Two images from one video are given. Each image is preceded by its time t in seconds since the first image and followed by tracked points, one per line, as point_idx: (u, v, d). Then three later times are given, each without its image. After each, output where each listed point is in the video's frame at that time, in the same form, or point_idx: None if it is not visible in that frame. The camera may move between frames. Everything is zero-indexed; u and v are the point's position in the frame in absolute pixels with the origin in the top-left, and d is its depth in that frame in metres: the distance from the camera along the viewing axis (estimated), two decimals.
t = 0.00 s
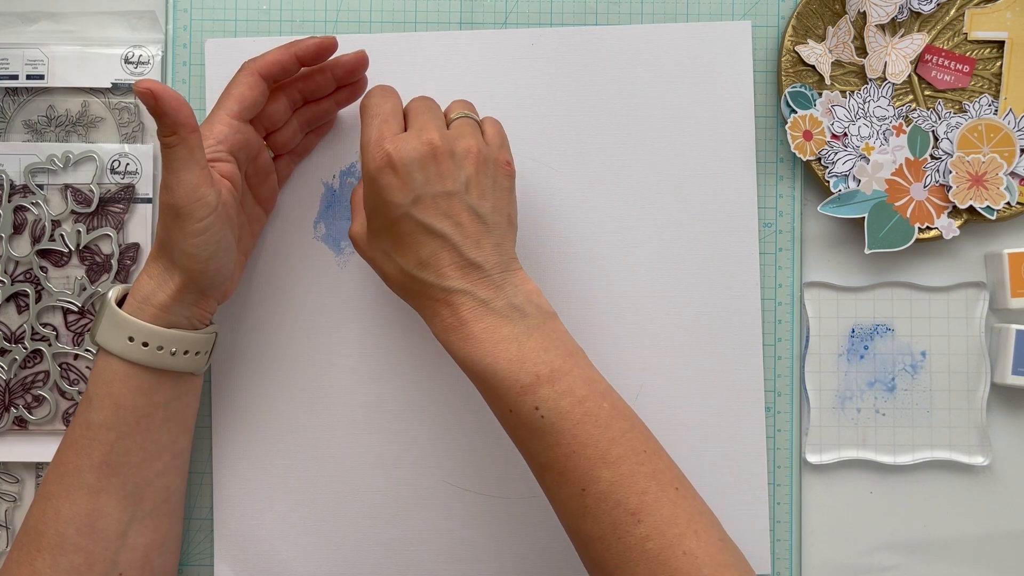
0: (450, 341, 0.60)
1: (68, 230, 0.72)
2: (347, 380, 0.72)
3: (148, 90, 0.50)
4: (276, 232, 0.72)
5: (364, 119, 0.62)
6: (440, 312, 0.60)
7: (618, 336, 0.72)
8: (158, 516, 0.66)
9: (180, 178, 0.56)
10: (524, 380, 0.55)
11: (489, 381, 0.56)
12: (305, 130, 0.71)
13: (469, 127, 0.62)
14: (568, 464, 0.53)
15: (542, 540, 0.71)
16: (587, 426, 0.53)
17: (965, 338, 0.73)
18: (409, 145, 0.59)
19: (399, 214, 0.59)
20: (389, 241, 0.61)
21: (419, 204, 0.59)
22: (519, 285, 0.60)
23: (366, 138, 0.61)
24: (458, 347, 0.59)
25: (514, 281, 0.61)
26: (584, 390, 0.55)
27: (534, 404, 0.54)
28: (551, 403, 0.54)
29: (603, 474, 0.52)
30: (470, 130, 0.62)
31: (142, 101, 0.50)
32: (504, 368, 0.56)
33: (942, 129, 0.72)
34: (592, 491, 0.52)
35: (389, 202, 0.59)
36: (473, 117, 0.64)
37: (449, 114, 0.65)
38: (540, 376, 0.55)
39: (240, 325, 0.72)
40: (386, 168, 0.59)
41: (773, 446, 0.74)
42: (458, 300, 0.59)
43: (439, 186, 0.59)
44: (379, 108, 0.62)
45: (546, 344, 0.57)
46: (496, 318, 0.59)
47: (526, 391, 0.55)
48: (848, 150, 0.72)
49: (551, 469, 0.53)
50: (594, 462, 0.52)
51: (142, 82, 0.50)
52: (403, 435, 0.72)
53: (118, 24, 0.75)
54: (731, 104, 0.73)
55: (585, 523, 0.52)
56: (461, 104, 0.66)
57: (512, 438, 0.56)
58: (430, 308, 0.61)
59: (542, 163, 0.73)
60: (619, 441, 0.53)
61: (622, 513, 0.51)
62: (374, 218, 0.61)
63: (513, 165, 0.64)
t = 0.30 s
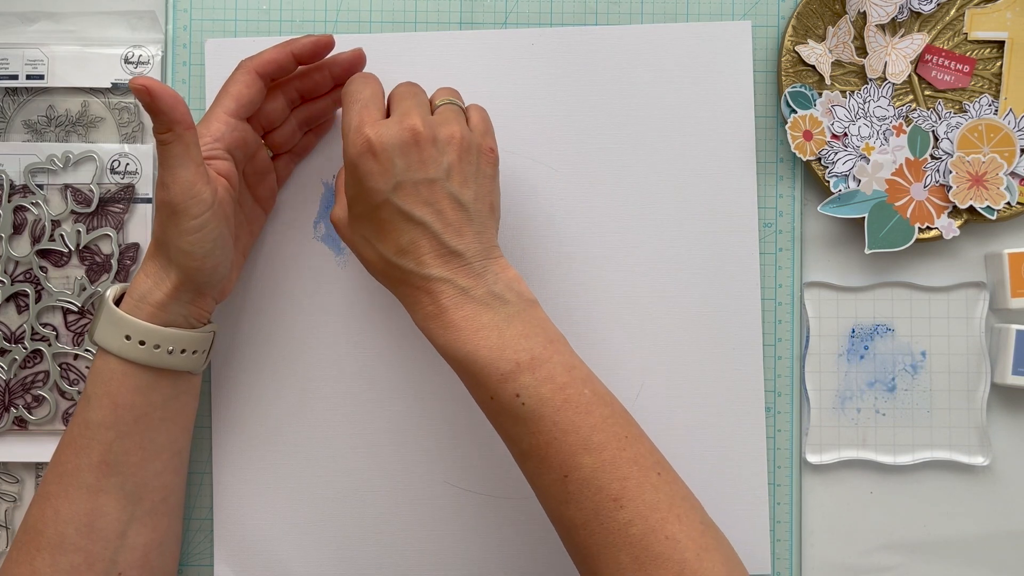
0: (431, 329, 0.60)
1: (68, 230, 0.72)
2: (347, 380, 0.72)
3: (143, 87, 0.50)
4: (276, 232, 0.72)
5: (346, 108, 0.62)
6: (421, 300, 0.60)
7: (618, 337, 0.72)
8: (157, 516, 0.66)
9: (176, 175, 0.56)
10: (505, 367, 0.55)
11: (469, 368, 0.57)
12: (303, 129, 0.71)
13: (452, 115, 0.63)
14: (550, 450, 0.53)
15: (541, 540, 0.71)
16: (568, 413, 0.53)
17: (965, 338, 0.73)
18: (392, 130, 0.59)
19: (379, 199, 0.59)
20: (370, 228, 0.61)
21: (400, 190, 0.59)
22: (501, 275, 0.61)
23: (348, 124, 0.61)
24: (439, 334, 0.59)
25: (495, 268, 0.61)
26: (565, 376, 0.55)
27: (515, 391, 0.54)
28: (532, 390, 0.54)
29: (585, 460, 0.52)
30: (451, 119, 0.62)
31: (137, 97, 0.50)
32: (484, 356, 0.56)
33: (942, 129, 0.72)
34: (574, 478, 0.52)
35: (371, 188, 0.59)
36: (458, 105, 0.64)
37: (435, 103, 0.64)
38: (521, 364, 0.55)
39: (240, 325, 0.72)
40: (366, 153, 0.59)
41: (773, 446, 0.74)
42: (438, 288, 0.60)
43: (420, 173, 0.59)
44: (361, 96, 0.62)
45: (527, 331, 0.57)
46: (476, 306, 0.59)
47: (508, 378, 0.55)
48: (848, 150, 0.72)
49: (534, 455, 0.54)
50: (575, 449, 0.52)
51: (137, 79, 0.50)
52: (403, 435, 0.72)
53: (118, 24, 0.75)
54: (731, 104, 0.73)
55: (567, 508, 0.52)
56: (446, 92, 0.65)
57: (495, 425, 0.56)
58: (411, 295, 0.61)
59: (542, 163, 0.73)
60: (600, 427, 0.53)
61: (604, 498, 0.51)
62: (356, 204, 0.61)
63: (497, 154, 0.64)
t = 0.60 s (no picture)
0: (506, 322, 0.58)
1: (67, 230, 0.72)
2: (347, 380, 0.72)
3: (144, 86, 0.50)
4: (276, 232, 0.72)
5: (415, 94, 0.59)
6: (496, 292, 0.58)
7: (618, 337, 0.72)
8: (157, 516, 0.66)
9: (177, 174, 0.56)
10: (580, 373, 0.55)
11: (546, 369, 0.55)
12: (304, 129, 0.71)
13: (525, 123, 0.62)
14: (617, 464, 0.52)
15: (541, 540, 0.71)
16: (634, 429, 0.53)
17: (965, 339, 0.73)
18: (489, 125, 0.58)
19: (467, 188, 0.57)
20: (446, 215, 0.58)
21: (489, 181, 0.57)
22: (567, 283, 0.61)
23: (424, 108, 0.58)
24: (516, 330, 0.57)
25: (560, 275, 0.61)
26: (630, 393, 0.55)
27: (590, 400, 0.54)
28: (604, 402, 0.54)
29: (650, 477, 0.52)
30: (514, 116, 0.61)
31: (137, 96, 0.50)
32: (562, 359, 0.55)
33: (942, 129, 0.72)
34: (637, 494, 0.52)
35: (464, 179, 0.57)
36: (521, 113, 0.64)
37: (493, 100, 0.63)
38: (593, 373, 0.55)
39: (240, 326, 0.72)
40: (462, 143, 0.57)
41: (773, 446, 0.74)
42: (518, 283, 0.58)
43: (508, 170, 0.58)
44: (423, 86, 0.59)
45: (595, 343, 0.57)
46: (550, 309, 0.58)
47: (582, 387, 0.54)
48: (848, 150, 0.72)
49: (596, 467, 0.53)
50: (640, 465, 0.52)
51: (138, 78, 0.50)
52: (403, 435, 0.72)
53: (118, 24, 0.75)
54: (731, 104, 0.73)
55: (624, 526, 0.51)
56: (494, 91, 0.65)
57: (557, 432, 0.55)
58: (482, 287, 0.59)
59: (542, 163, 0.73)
60: (661, 449, 0.53)
61: (665, 518, 0.51)
62: (434, 189, 0.57)
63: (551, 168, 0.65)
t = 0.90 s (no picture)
0: (485, 331, 0.58)
1: (67, 230, 0.72)
2: (347, 380, 0.72)
3: (144, 88, 0.50)
4: (276, 232, 0.72)
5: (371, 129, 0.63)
6: (472, 302, 0.59)
7: (618, 336, 0.72)
8: (157, 516, 0.66)
9: (176, 175, 0.56)
10: (559, 373, 0.54)
11: (522, 373, 0.56)
12: (304, 129, 0.71)
13: (486, 116, 0.62)
14: (601, 461, 0.52)
15: (541, 540, 0.71)
16: (618, 423, 0.53)
17: (965, 339, 0.73)
18: (428, 139, 0.60)
19: (424, 207, 0.59)
20: (415, 237, 0.61)
21: (444, 195, 0.59)
22: (551, 276, 0.60)
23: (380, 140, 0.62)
24: (494, 336, 0.58)
25: (545, 269, 0.60)
26: (616, 387, 0.54)
27: (569, 399, 0.54)
28: (585, 399, 0.54)
29: (634, 473, 0.52)
30: (487, 117, 0.62)
31: (137, 97, 0.50)
32: (539, 360, 0.55)
33: (942, 129, 0.72)
34: (622, 490, 0.52)
35: (415, 198, 0.59)
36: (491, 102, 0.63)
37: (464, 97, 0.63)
38: (574, 371, 0.54)
39: (240, 326, 0.72)
40: (407, 163, 0.60)
41: (773, 446, 0.74)
42: (492, 289, 0.58)
43: (462, 176, 0.59)
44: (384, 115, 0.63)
45: (581, 337, 0.57)
46: (532, 307, 0.57)
47: (562, 385, 0.54)
48: (848, 150, 0.72)
49: (580, 464, 0.53)
50: (624, 460, 0.52)
51: (138, 79, 0.50)
52: (403, 435, 0.72)
53: (118, 24, 0.75)
54: (731, 104, 0.73)
55: (612, 520, 0.52)
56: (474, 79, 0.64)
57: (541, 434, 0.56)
58: (460, 299, 0.60)
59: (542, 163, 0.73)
60: (648, 441, 0.53)
61: (652, 513, 0.51)
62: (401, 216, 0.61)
63: (531, 158, 0.64)
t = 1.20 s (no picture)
0: (475, 324, 0.58)
1: (67, 230, 0.72)
2: (347, 380, 0.72)
3: (142, 87, 0.50)
4: (276, 232, 0.72)
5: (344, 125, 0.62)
6: (461, 295, 0.59)
7: (618, 336, 0.72)
8: (157, 516, 0.66)
9: (175, 174, 0.57)
10: (547, 363, 0.54)
11: (510, 364, 0.56)
12: (303, 129, 0.71)
13: (459, 109, 0.61)
14: (592, 449, 0.52)
15: (541, 540, 0.71)
16: (609, 412, 0.53)
17: (965, 339, 0.73)
18: (406, 137, 0.59)
19: (406, 206, 0.59)
20: (401, 235, 0.61)
21: (425, 192, 0.59)
22: (538, 264, 0.60)
23: (356, 139, 0.61)
24: (483, 328, 0.58)
25: (532, 259, 0.60)
26: (605, 375, 0.54)
27: (558, 388, 0.54)
28: (574, 389, 0.54)
29: (625, 461, 0.52)
30: (460, 110, 0.61)
31: (136, 96, 0.50)
32: (528, 350, 0.55)
33: (942, 129, 0.72)
34: (613, 478, 0.52)
35: (396, 198, 0.59)
36: (464, 93, 0.62)
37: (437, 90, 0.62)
38: (564, 361, 0.54)
39: (240, 326, 0.72)
40: (387, 164, 0.59)
41: (773, 446, 0.74)
42: (480, 282, 0.58)
43: (441, 173, 0.59)
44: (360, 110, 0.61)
45: (569, 326, 0.57)
46: (519, 298, 0.57)
47: (551, 375, 0.54)
48: (848, 150, 0.72)
49: (571, 453, 0.53)
50: (615, 449, 0.52)
51: (136, 78, 0.50)
52: (403, 435, 0.72)
53: (118, 24, 0.75)
54: (730, 104, 0.73)
55: (604, 509, 0.52)
56: (447, 69, 0.63)
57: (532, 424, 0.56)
58: (449, 293, 0.60)
59: (542, 163, 0.73)
60: (640, 429, 0.53)
61: (645, 500, 0.51)
62: (383, 216, 0.61)
63: (509, 149, 0.64)
